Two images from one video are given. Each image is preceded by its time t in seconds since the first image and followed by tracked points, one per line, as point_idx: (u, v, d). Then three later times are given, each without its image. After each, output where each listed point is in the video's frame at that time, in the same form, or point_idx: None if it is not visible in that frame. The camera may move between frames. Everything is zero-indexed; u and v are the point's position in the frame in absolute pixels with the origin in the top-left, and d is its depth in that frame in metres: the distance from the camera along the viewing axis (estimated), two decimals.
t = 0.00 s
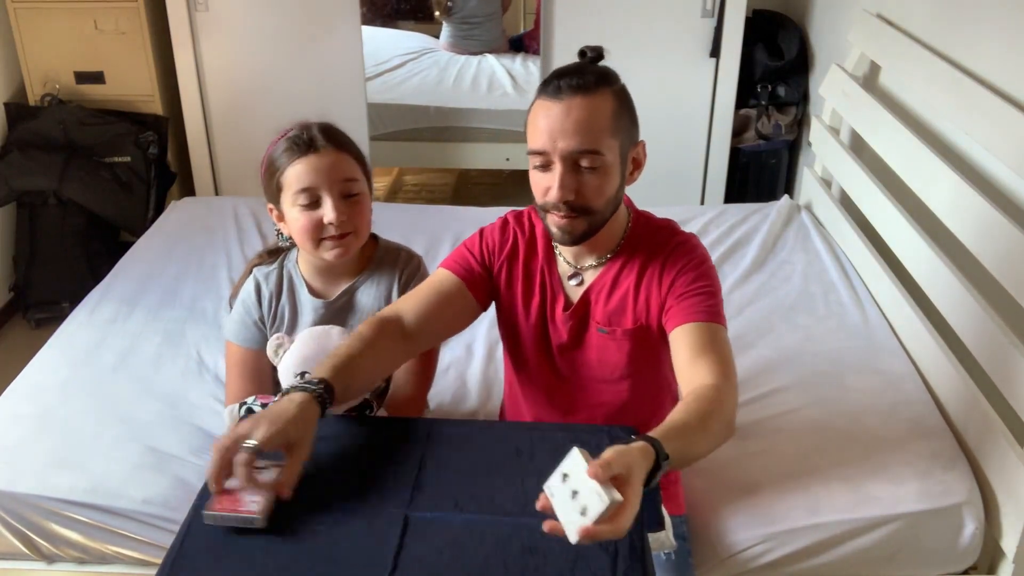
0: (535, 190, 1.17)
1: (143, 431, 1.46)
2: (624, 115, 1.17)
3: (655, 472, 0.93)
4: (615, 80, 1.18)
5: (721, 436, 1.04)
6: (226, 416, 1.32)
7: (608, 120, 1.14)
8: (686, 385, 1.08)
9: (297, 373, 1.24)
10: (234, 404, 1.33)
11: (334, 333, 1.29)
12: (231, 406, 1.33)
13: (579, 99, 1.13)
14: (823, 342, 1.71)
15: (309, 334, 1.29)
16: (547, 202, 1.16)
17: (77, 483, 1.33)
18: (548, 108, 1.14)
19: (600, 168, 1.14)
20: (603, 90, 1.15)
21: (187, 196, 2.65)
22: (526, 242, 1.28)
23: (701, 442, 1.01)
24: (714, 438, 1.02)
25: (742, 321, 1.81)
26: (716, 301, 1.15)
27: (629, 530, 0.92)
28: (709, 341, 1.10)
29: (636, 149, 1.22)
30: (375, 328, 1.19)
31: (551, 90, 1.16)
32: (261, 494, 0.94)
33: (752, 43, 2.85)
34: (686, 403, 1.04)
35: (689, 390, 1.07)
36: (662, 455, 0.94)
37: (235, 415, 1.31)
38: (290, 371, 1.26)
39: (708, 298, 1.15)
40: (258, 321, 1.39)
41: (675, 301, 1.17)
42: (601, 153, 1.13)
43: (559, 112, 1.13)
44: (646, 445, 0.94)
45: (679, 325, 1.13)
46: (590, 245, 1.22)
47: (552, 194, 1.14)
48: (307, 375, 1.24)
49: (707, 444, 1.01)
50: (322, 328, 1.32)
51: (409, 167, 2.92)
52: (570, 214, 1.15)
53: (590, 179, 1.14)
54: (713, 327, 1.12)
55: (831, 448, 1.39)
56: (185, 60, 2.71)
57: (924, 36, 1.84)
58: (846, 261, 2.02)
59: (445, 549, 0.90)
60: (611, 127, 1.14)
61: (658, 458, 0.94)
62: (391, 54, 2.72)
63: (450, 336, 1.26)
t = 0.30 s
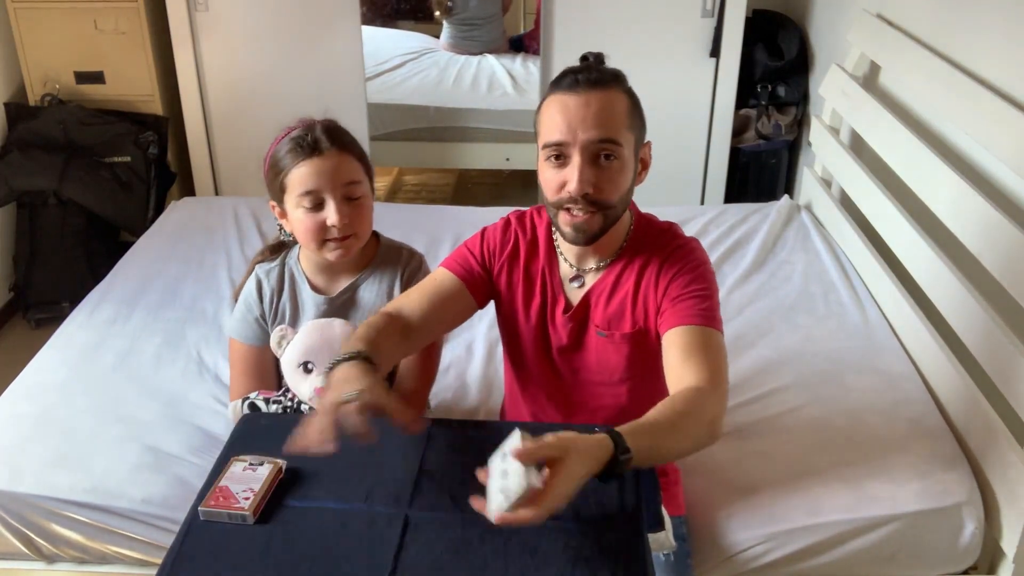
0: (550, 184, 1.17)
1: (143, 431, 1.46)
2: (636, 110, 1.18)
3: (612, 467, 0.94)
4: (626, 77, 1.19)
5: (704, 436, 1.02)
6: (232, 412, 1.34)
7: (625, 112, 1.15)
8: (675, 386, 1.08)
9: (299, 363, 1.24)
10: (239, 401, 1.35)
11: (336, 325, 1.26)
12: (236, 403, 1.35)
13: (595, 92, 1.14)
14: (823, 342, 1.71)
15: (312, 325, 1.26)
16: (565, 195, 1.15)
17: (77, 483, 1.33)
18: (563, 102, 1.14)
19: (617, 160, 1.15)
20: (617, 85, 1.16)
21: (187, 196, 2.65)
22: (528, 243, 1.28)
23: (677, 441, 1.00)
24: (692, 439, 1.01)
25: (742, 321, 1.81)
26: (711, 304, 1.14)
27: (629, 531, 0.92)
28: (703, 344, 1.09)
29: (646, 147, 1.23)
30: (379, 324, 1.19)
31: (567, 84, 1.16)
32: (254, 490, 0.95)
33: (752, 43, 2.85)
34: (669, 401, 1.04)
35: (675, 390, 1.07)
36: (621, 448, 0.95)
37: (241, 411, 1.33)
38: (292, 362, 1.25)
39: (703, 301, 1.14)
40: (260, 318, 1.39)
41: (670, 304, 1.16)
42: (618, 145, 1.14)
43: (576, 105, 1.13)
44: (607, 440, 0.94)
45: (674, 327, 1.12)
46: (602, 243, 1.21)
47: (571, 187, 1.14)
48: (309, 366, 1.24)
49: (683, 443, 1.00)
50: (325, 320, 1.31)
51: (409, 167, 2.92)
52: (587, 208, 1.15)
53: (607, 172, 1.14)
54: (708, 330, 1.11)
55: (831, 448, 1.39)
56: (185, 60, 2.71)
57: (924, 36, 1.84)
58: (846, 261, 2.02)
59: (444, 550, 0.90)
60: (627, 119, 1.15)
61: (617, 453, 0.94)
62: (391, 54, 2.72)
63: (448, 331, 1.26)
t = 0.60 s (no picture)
0: (541, 189, 1.16)
1: (143, 431, 1.46)
2: (623, 109, 1.18)
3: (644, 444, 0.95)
4: (610, 77, 1.20)
5: (723, 434, 1.04)
6: (231, 400, 1.29)
7: (612, 111, 1.16)
8: (687, 388, 1.08)
9: (303, 348, 1.22)
10: (240, 390, 1.30)
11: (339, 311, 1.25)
12: (236, 391, 1.30)
13: (582, 92, 1.14)
14: (822, 342, 1.71)
15: (314, 313, 1.25)
16: (557, 199, 1.15)
17: (77, 483, 1.33)
18: (551, 102, 1.14)
19: (607, 160, 1.15)
20: (603, 85, 1.17)
21: (187, 196, 2.65)
22: (523, 246, 1.27)
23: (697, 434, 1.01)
24: (713, 431, 1.02)
25: (743, 321, 1.81)
26: (712, 301, 1.15)
27: (629, 530, 0.92)
28: (708, 344, 1.11)
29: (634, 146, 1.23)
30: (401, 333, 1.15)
31: (554, 85, 1.17)
32: (254, 490, 0.95)
33: (752, 42, 2.85)
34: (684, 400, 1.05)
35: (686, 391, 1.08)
36: (650, 427, 0.97)
37: (241, 400, 1.29)
38: (294, 347, 1.23)
39: (704, 300, 1.15)
40: (258, 310, 1.39)
41: (670, 305, 1.17)
42: (608, 143, 1.15)
43: (563, 106, 1.14)
44: (634, 419, 0.96)
45: (677, 330, 1.13)
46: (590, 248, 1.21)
47: (563, 188, 1.14)
48: (314, 351, 1.22)
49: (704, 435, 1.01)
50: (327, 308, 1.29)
51: (409, 167, 2.92)
52: (580, 209, 1.15)
53: (597, 172, 1.15)
54: (713, 329, 1.12)
55: (831, 448, 1.39)
56: (185, 60, 2.71)
57: (924, 36, 1.84)
58: (846, 261, 2.02)
59: (444, 550, 0.90)
60: (615, 118, 1.16)
61: (646, 431, 0.96)
62: (391, 54, 2.72)
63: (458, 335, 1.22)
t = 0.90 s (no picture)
0: (529, 193, 1.16)
1: (143, 431, 1.46)
2: (608, 109, 1.19)
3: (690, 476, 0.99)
4: (594, 77, 1.20)
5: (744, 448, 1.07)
6: (232, 399, 1.29)
7: (598, 111, 1.16)
8: (703, 406, 1.12)
9: (302, 341, 1.23)
10: (241, 389, 1.30)
11: (336, 305, 1.27)
12: (237, 391, 1.30)
13: (566, 93, 1.14)
14: (822, 342, 1.71)
15: (312, 306, 1.26)
16: (546, 202, 1.15)
17: (77, 483, 1.33)
18: (536, 105, 1.14)
19: (595, 159, 1.15)
20: (586, 85, 1.17)
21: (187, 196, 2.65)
22: (521, 248, 1.27)
23: (726, 454, 1.05)
24: (738, 449, 1.07)
25: (743, 320, 1.81)
26: (716, 312, 1.17)
27: (630, 530, 0.92)
28: (715, 357, 1.14)
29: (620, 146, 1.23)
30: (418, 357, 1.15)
31: (538, 87, 1.17)
32: (256, 490, 0.95)
33: (751, 43, 2.85)
34: (705, 423, 1.08)
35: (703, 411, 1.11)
36: (688, 457, 1.00)
37: (243, 399, 1.29)
38: (293, 340, 1.24)
39: (708, 311, 1.17)
40: (252, 311, 1.38)
41: (674, 314, 1.18)
42: (595, 144, 1.14)
43: (548, 108, 1.14)
44: (671, 453, 1.00)
45: (684, 342, 1.15)
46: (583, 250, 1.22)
47: (551, 191, 1.14)
48: (312, 343, 1.23)
49: (734, 452, 1.05)
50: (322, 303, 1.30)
51: (409, 167, 2.92)
52: (571, 211, 1.15)
53: (585, 172, 1.15)
54: (719, 342, 1.15)
55: (831, 448, 1.39)
56: (185, 60, 2.71)
57: (924, 36, 1.84)
58: (846, 261, 2.02)
59: (445, 549, 0.90)
60: (601, 118, 1.16)
61: (685, 463, 0.99)
62: (391, 54, 2.72)
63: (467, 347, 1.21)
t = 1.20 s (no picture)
0: (542, 193, 1.17)
1: (143, 431, 1.46)
2: (621, 109, 1.18)
3: (679, 478, 0.99)
4: (607, 77, 1.20)
5: (740, 459, 1.07)
6: (237, 406, 1.28)
7: (611, 111, 1.16)
8: (703, 413, 1.11)
9: (298, 352, 1.23)
10: (245, 396, 1.29)
11: (331, 314, 1.26)
12: (241, 397, 1.29)
13: (579, 93, 1.14)
14: (822, 342, 1.71)
15: (308, 316, 1.26)
16: (558, 202, 1.15)
17: (77, 483, 1.33)
18: (549, 106, 1.15)
19: (608, 158, 1.15)
20: (600, 85, 1.17)
21: (187, 196, 2.65)
22: (529, 245, 1.28)
23: (721, 461, 1.05)
24: (734, 460, 1.07)
25: (742, 320, 1.81)
26: (726, 322, 1.16)
27: (630, 529, 0.92)
28: (720, 368, 1.14)
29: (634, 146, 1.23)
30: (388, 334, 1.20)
31: (551, 87, 1.17)
32: (254, 490, 0.95)
33: (752, 43, 2.85)
34: (702, 430, 1.08)
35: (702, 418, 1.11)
36: (678, 458, 1.00)
37: (247, 405, 1.28)
38: (291, 352, 1.23)
39: (717, 319, 1.16)
40: (247, 316, 1.38)
41: (681, 320, 1.18)
42: (607, 143, 1.14)
43: (560, 107, 1.14)
44: (661, 456, 1.00)
45: (689, 350, 1.15)
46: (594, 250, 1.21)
47: (564, 191, 1.14)
48: (309, 354, 1.23)
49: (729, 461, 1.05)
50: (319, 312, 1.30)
51: (409, 166, 2.92)
52: (584, 210, 1.15)
53: (598, 171, 1.14)
54: (725, 353, 1.14)
55: (829, 448, 1.39)
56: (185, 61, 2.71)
57: (924, 36, 1.84)
58: (846, 261, 2.02)
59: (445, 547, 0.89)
60: (614, 118, 1.16)
61: (675, 465, 0.99)
62: (391, 55, 2.72)
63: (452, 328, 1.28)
